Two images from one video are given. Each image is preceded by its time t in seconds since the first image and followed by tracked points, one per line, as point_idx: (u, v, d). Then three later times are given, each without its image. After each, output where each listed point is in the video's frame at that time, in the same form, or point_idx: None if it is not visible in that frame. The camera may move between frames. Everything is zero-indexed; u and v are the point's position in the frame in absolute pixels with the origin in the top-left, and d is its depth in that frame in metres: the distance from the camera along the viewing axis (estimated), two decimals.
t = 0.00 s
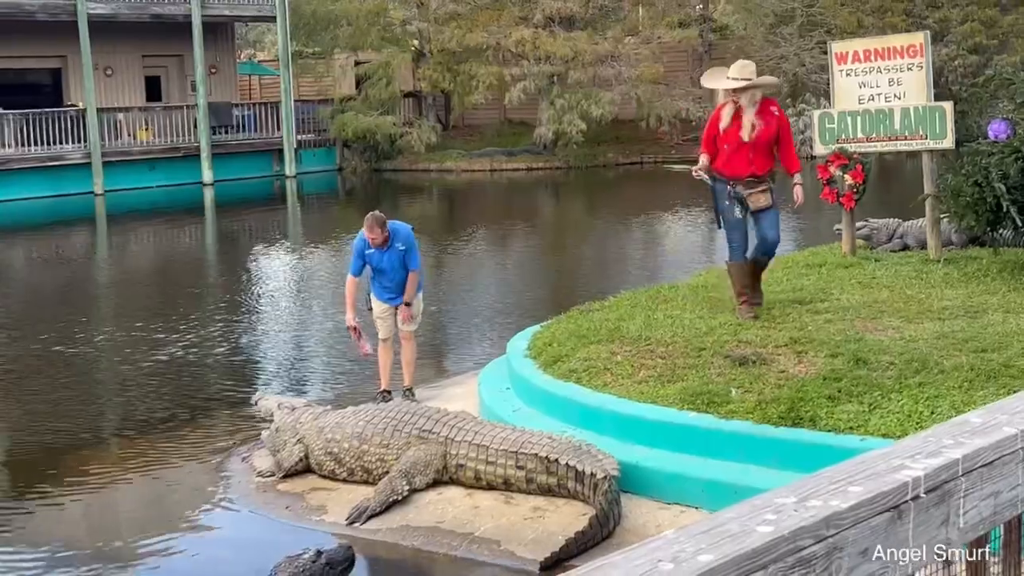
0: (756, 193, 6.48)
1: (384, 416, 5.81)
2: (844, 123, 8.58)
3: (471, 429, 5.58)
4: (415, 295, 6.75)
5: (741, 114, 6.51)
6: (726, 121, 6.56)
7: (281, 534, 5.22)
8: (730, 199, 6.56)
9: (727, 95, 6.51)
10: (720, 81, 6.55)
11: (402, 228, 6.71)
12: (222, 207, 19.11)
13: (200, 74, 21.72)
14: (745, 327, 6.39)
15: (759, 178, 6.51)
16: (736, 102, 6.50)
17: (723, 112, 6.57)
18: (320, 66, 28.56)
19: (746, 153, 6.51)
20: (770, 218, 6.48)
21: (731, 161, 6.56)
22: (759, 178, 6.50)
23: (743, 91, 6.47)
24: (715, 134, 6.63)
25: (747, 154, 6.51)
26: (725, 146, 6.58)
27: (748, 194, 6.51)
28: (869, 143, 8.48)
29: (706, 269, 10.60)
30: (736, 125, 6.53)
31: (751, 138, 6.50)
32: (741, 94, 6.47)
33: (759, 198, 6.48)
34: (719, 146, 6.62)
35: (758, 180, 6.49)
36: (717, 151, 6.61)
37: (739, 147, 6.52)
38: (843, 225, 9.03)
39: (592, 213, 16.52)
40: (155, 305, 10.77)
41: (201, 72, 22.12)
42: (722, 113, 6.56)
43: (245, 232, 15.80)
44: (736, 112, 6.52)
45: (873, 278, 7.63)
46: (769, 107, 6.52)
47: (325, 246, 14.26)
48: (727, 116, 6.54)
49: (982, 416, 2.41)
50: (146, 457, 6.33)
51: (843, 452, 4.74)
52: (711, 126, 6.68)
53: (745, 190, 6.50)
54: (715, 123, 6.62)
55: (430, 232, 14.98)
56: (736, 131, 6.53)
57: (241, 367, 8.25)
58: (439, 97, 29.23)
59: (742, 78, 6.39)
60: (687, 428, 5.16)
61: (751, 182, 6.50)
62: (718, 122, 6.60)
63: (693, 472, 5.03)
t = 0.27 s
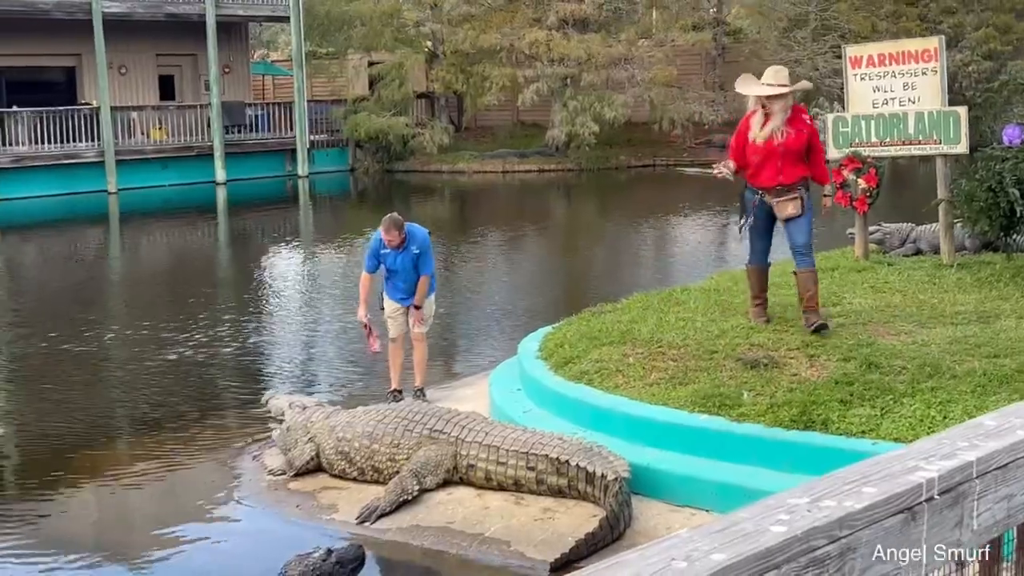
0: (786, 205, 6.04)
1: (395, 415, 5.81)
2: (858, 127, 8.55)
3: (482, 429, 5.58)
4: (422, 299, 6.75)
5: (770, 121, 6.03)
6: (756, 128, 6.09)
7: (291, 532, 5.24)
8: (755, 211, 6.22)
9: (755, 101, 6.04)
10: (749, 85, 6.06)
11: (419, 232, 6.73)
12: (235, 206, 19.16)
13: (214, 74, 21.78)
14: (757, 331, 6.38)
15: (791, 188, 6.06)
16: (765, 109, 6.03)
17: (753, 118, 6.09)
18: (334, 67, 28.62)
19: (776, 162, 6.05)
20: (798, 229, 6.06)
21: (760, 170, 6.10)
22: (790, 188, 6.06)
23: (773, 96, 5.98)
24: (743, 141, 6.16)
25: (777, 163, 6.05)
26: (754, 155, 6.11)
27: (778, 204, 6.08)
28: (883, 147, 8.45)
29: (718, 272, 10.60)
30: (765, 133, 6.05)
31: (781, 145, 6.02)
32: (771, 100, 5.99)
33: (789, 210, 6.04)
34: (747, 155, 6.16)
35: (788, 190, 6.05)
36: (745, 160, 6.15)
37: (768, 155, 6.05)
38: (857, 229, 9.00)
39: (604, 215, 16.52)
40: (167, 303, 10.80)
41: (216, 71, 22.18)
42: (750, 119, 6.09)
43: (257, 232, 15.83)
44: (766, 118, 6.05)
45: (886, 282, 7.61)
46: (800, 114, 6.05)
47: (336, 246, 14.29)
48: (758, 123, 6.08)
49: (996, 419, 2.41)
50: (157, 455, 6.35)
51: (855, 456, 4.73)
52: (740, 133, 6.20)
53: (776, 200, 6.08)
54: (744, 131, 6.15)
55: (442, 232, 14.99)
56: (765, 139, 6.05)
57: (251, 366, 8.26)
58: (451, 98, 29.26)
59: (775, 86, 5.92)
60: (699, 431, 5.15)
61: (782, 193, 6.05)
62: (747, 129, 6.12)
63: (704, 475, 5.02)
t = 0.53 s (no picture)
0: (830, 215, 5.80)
1: (412, 420, 5.83)
2: (876, 136, 8.54)
3: (499, 435, 5.59)
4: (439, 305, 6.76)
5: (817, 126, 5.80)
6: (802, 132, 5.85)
7: (308, 536, 5.26)
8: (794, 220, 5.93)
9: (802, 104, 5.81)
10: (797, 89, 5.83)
11: (436, 237, 6.76)
12: (252, 208, 19.23)
13: (233, 77, 21.88)
14: (775, 339, 6.38)
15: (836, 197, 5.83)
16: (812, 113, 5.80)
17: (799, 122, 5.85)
18: (352, 70, 28.69)
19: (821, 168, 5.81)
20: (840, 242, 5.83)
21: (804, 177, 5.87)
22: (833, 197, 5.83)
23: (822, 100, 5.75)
24: (787, 146, 5.93)
25: (822, 170, 5.81)
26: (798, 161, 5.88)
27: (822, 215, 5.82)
28: (901, 156, 8.43)
29: (735, 280, 10.58)
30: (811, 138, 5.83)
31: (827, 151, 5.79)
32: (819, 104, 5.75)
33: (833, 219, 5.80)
34: (788, 161, 5.94)
35: (832, 199, 5.80)
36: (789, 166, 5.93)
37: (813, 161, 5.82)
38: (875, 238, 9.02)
39: (621, 221, 16.51)
40: (185, 305, 10.86)
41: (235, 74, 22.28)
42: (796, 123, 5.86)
43: (274, 234, 15.89)
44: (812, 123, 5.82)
45: (904, 292, 7.60)
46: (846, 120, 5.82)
47: (353, 250, 14.33)
48: (802, 129, 5.84)
49: (1019, 435, 2.41)
50: (175, 457, 6.38)
51: (872, 466, 4.73)
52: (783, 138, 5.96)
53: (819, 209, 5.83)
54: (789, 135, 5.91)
55: (460, 237, 15.01)
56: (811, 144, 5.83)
57: (269, 369, 8.30)
58: (469, 103, 29.30)
59: (823, 88, 5.67)
60: (716, 438, 5.15)
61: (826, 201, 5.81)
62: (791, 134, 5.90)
63: (720, 482, 5.02)
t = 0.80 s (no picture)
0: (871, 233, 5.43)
1: (433, 426, 5.83)
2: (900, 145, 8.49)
3: (520, 442, 5.59)
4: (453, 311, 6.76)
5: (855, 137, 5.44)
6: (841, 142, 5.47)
7: (327, 541, 5.27)
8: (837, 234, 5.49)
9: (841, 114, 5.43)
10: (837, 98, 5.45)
11: (448, 244, 6.76)
12: (272, 209, 19.29)
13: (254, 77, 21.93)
14: (797, 348, 6.36)
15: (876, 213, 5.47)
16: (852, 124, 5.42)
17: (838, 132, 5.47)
18: (372, 72, 28.74)
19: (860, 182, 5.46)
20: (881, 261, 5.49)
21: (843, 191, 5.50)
22: (875, 212, 5.45)
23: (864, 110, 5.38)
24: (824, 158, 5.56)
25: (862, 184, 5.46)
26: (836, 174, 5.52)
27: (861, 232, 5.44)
28: (924, 166, 8.39)
29: (756, 287, 10.56)
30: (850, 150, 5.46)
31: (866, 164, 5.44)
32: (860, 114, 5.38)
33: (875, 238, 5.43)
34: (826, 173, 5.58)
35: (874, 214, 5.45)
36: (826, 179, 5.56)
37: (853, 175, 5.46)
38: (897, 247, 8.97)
39: (640, 225, 16.48)
40: (206, 306, 10.90)
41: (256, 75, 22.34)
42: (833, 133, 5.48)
43: (294, 236, 15.93)
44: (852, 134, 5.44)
45: (926, 301, 7.56)
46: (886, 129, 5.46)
47: (373, 252, 14.35)
48: (841, 139, 5.45)
49: None
50: (196, 460, 6.41)
51: (895, 478, 4.71)
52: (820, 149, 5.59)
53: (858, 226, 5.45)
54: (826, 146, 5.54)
55: (479, 240, 15.02)
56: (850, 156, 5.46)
57: (289, 372, 8.32)
58: (489, 105, 29.31)
59: (866, 98, 5.36)
60: (738, 448, 5.13)
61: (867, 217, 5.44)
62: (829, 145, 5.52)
63: (742, 493, 5.00)
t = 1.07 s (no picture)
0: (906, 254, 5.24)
1: (450, 427, 5.84)
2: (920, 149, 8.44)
3: (537, 443, 5.59)
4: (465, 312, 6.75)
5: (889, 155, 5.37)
6: (874, 161, 5.41)
7: (344, 540, 5.29)
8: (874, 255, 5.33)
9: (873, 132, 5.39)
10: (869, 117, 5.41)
11: (454, 246, 6.71)
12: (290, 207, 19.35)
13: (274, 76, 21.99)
14: (815, 352, 6.34)
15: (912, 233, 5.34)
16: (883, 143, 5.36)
17: (870, 151, 5.42)
18: (391, 71, 28.79)
19: (894, 202, 5.39)
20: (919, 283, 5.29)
21: (877, 211, 5.43)
22: (911, 233, 5.35)
23: (898, 129, 5.33)
24: (857, 177, 5.51)
25: (896, 204, 5.38)
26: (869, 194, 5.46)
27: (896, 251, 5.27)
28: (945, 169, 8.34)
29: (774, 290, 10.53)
30: (884, 169, 5.40)
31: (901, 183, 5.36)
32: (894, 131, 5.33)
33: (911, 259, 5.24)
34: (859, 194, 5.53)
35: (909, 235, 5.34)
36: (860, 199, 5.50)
37: (887, 194, 5.40)
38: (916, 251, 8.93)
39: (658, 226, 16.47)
40: (224, 304, 10.94)
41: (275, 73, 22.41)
42: (865, 153, 5.44)
43: (312, 234, 15.97)
44: (886, 153, 5.38)
45: (945, 306, 7.54)
46: (923, 148, 5.38)
47: (390, 251, 14.38)
48: (873, 158, 5.41)
49: None
50: (214, 458, 6.44)
51: (914, 484, 4.69)
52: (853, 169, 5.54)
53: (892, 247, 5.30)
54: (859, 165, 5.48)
55: (496, 240, 15.03)
56: (884, 175, 5.39)
57: (307, 371, 8.34)
58: (507, 104, 29.32)
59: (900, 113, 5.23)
60: (756, 452, 5.13)
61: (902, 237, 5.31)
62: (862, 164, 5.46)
63: (760, 497, 4.99)
